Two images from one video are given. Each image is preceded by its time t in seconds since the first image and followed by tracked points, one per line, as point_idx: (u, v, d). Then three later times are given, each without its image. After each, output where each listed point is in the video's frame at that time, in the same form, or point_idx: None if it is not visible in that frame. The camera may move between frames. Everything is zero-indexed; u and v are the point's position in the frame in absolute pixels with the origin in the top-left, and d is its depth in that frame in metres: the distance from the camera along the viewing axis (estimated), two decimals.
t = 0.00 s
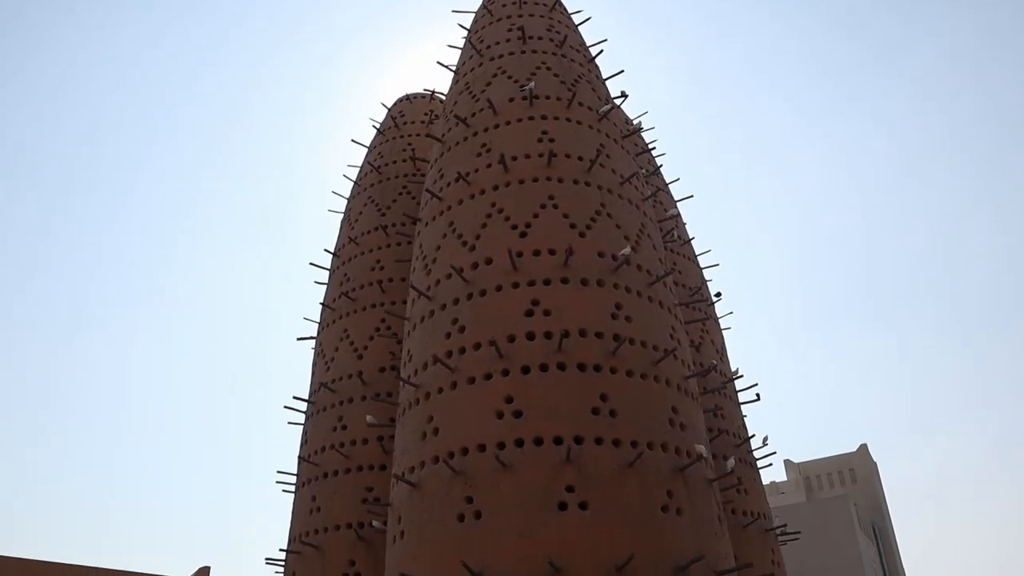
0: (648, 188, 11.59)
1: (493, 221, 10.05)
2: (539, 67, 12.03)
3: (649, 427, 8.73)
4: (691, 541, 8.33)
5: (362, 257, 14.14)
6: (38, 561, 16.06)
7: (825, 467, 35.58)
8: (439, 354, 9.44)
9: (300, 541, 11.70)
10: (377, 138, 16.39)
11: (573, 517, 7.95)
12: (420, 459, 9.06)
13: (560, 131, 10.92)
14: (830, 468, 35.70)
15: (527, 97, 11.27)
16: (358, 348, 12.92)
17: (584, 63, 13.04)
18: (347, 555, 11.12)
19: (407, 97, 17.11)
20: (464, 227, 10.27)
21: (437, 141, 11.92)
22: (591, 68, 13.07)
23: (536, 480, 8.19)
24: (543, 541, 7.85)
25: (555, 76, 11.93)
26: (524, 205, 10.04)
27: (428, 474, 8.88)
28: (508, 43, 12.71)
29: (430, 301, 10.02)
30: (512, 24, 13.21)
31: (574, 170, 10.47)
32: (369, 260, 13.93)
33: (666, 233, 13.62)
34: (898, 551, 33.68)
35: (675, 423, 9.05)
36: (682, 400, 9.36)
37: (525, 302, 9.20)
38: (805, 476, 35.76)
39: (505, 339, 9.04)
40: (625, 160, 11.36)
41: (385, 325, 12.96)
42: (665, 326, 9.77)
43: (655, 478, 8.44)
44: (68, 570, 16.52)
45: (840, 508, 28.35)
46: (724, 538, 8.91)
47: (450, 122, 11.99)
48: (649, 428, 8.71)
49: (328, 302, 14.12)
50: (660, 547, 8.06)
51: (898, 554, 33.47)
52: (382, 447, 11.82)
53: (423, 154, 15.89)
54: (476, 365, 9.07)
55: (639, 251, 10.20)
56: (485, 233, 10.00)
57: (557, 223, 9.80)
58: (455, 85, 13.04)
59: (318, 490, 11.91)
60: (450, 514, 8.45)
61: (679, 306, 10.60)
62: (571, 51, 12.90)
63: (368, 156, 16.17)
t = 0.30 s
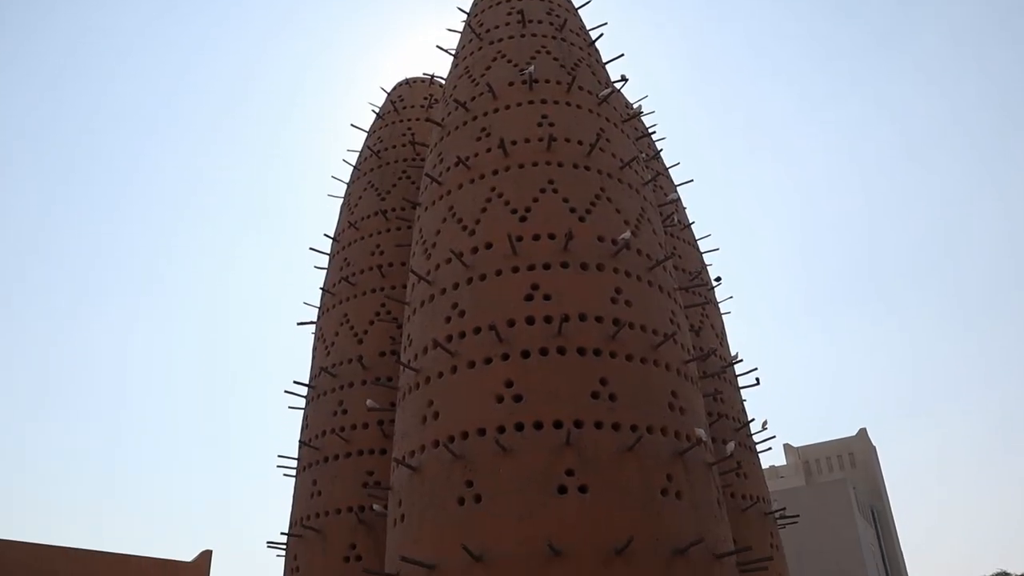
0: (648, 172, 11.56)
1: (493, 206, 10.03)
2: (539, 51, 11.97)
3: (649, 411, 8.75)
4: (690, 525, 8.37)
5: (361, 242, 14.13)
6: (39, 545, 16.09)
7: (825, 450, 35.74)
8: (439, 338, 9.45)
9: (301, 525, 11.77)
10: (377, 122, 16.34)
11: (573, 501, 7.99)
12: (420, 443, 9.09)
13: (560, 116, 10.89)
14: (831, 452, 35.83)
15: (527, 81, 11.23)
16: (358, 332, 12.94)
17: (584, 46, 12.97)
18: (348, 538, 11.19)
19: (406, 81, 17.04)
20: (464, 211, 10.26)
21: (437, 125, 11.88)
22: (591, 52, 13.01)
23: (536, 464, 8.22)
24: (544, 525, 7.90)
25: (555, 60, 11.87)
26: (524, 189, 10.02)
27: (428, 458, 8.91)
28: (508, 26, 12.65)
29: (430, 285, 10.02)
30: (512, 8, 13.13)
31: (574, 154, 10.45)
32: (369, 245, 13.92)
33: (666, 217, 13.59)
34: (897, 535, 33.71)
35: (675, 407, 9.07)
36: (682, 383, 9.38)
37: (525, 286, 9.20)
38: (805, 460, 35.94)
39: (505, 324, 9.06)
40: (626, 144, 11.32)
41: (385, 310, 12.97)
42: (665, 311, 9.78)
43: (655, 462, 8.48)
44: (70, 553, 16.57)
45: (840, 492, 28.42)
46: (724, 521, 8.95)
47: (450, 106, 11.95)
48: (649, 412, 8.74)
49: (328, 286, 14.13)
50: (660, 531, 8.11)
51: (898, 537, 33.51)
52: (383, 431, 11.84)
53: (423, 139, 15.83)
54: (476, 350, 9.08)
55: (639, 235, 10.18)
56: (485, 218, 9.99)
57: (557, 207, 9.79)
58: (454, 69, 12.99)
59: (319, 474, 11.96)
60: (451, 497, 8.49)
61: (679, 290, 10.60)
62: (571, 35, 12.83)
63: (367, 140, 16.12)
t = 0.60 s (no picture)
0: (648, 154, 11.52)
1: (493, 188, 10.01)
2: (539, 33, 11.91)
3: (649, 393, 8.77)
4: (689, 506, 8.42)
5: (361, 225, 14.10)
6: (42, 528, 16.18)
7: (824, 433, 35.94)
8: (439, 321, 9.45)
9: (301, 508, 11.82)
10: (376, 105, 16.26)
11: (572, 483, 8.03)
12: (420, 425, 9.12)
13: (560, 98, 10.85)
14: (830, 435, 36.01)
15: (527, 63, 11.18)
16: (358, 315, 12.94)
17: (584, 29, 12.90)
18: (348, 520, 11.25)
19: (406, 64, 16.95)
20: (464, 194, 10.24)
21: (436, 108, 11.83)
22: (591, 34, 12.94)
23: (536, 447, 8.25)
24: (543, 507, 7.96)
25: (555, 42, 11.82)
26: (524, 172, 10.00)
27: (428, 440, 8.93)
28: (508, 8, 12.57)
29: (430, 268, 10.01)
30: None
31: (574, 137, 10.42)
32: (368, 228, 13.89)
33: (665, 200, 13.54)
34: (895, 517, 33.86)
35: (674, 389, 9.09)
36: (681, 366, 9.40)
37: (525, 269, 9.20)
38: (804, 443, 36.11)
39: (505, 307, 9.06)
40: (625, 126, 11.29)
41: (384, 293, 12.96)
42: (665, 293, 9.78)
43: (654, 445, 8.51)
44: (70, 535, 16.63)
45: (838, 474, 28.57)
46: (722, 503, 8.99)
47: (450, 88, 11.89)
48: (648, 395, 8.76)
49: (328, 270, 14.11)
50: (658, 513, 8.16)
51: (895, 520, 33.66)
52: (383, 414, 11.86)
53: (422, 122, 15.78)
54: (476, 332, 9.09)
55: (639, 218, 10.17)
56: (485, 200, 9.97)
57: (557, 190, 9.77)
58: (454, 51, 12.92)
59: (319, 456, 11.99)
60: (450, 480, 8.52)
61: (679, 273, 10.60)
62: (571, 16, 12.76)
63: (367, 123, 16.06)
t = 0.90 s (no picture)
0: (647, 132, 11.48)
1: (492, 165, 9.98)
2: (539, 9, 11.82)
3: (646, 370, 8.80)
4: (686, 483, 8.48)
5: (359, 202, 14.06)
6: (43, 504, 16.28)
7: (820, 412, 36.11)
8: (437, 298, 9.45)
9: (300, 483, 11.88)
10: (374, 81, 16.16)
11: (570, 459, 8.08)
12: (418, 401, 9.15)
13: (559, 74, 10.79)
14: (826, 413, 36.20)
15: (526, 39, 11.11)
16: (357, 293, 12.94)
17: (584, 5, 12.81)
18: (347, 496, 11.31)
19: (404, 40, 16.82)
20: (462, 170, 10.20)
21: (435, 84, 11.76)
22: (591, 11, 12.85)
23: (533, 423, 8.29)
24: (541, 483, 8.02)
25: (555, 18, 11.73)
26: (523, 149, 9.96)
27: (426, 417, 8.97)
28: None
29: (429, 245, 9.99)
30: None
31: (573, 113, 10.37)
32: (367, 205, 13.85)
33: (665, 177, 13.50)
34: (889, 496, 33.97)
35: (672, 367, 9.12)
36: (679, 344, 9.42)
37: (524, 246, 9.19)
38: (800, 421, 36.30)
39: (503, 283, 9.06)
40: (625, 103, 11.24)
41: (383, 271, 12.94)
42: (663, 271, 9.78)
43: (651, 421, 8.54)
44: (69, 511, 16.72)
45: (834, 452, 28.75)
46: (719, 479, 9.05)
47: (448, 64, 11.82)
48: (646, 372, 8.78)
49: (326, 247, 14.09)
50: (655, 489, 8.22)
51: (889, 498, 33.78)
52: (381, 390, 11.89)
53: (421, 99, 15.69)
54: (475, 309, 9.10)
55: (638, 195, 10.15)
56: (483, 177, 9.94)
57: (556, 167, 9.74)
58: (453, 27, 12.82)
59: (318, 433, 12.03)
60: (449, 456, 8.56)
61: (677, 251, 10.59)
62: None
63: (365, 99, 15.98)
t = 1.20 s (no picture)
0: (645, 111, 11.44)
1: (488, 141, 9.94)
2: None
3: (639, 350, 8.82)
4: (676, 462, 8.54)
5: (354, 176, 13.99)
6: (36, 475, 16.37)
7: (811, 394, 36.31)
8: (431, 274, 9.44)
9: (292, 457, 11.91)
10: (371, 55, 16.04)
11: (561, 437, 8.13)
12: (411, 377, 9.16)
13: (557, 51, 10.72)
14: (816, 396, 36.41)
15: (525, 15, 11.03)
16: (350, 268, 12.91)
17: None
18: (339, 471, 11.36)
19: (401, 14, 16.67)
20: (459, 146, 10.16)
21: (432, 59, 11.68)
22: None
23: (525, 400, 8.32)
24: (532, 460, 8.07)
25: None
26: (520, 125, 9.92)
27: (418, 392, 8.99)
28: None
29: (423, 221, 9.97)
30: None
31: (571, 91, 10.32)
32: (361, 180, 13.79)
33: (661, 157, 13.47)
34: (876, 477, 34.37)
35: (665, 346, 9.15)
36: (672, 324, 9.44)
37: (519, 223, 9.18)
38: (790, 404, 36.50)
39: (498, 260, 9.05)
40: (623, 82, 11.19)
41: (377, 246, 12.91)
42: (657, 251, 9.78)
43: (643, 400, 8.58)
44: (63, 482, 16.81)
45: (823, 434, 28.98)
46: (709, 459, 9.11)
47: (446, 39, 11.72)
48: (639, 351, 8.81)
49: (320, 221, 14.04)
50: (645, 467, 8.29)
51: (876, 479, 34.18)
52: (374, 365, 11.90)
53: (418, 74, 15.58)
54: (469, 286, 9.09)
55: (634, 175, 10.13)
56: (479, 153, 9.90)
57: (552, 144, 9.71)
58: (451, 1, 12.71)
59: (310, 407, 12.05)
60: (440, 431, 8.60)
61: (672, 231, 10.59)
62: None
63: (361, 73, 15.86)
